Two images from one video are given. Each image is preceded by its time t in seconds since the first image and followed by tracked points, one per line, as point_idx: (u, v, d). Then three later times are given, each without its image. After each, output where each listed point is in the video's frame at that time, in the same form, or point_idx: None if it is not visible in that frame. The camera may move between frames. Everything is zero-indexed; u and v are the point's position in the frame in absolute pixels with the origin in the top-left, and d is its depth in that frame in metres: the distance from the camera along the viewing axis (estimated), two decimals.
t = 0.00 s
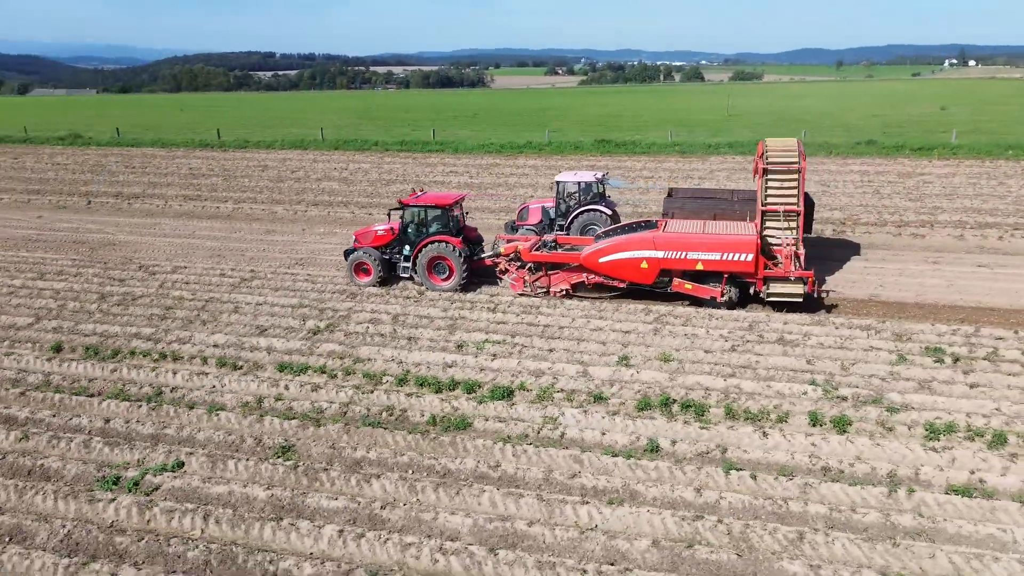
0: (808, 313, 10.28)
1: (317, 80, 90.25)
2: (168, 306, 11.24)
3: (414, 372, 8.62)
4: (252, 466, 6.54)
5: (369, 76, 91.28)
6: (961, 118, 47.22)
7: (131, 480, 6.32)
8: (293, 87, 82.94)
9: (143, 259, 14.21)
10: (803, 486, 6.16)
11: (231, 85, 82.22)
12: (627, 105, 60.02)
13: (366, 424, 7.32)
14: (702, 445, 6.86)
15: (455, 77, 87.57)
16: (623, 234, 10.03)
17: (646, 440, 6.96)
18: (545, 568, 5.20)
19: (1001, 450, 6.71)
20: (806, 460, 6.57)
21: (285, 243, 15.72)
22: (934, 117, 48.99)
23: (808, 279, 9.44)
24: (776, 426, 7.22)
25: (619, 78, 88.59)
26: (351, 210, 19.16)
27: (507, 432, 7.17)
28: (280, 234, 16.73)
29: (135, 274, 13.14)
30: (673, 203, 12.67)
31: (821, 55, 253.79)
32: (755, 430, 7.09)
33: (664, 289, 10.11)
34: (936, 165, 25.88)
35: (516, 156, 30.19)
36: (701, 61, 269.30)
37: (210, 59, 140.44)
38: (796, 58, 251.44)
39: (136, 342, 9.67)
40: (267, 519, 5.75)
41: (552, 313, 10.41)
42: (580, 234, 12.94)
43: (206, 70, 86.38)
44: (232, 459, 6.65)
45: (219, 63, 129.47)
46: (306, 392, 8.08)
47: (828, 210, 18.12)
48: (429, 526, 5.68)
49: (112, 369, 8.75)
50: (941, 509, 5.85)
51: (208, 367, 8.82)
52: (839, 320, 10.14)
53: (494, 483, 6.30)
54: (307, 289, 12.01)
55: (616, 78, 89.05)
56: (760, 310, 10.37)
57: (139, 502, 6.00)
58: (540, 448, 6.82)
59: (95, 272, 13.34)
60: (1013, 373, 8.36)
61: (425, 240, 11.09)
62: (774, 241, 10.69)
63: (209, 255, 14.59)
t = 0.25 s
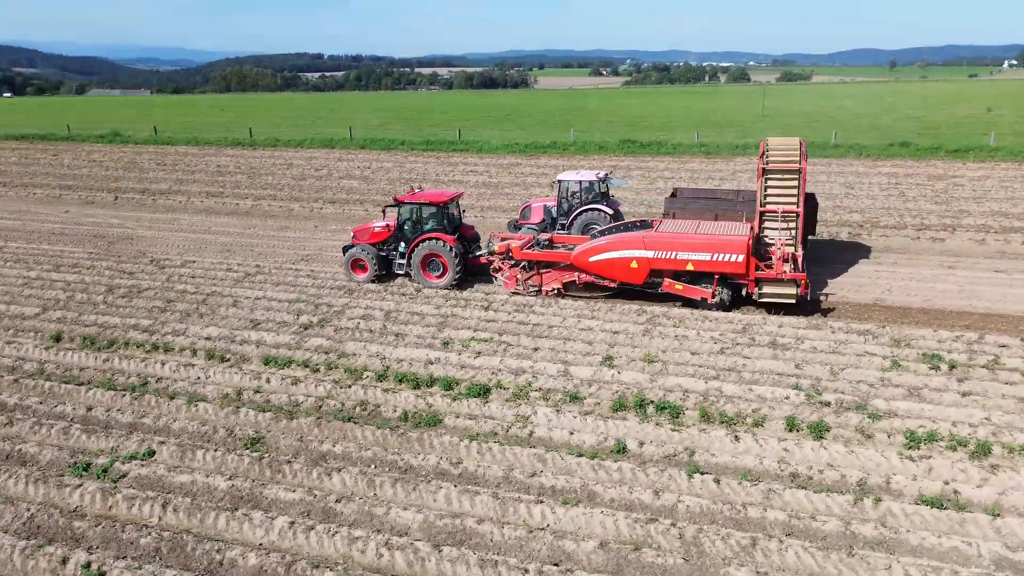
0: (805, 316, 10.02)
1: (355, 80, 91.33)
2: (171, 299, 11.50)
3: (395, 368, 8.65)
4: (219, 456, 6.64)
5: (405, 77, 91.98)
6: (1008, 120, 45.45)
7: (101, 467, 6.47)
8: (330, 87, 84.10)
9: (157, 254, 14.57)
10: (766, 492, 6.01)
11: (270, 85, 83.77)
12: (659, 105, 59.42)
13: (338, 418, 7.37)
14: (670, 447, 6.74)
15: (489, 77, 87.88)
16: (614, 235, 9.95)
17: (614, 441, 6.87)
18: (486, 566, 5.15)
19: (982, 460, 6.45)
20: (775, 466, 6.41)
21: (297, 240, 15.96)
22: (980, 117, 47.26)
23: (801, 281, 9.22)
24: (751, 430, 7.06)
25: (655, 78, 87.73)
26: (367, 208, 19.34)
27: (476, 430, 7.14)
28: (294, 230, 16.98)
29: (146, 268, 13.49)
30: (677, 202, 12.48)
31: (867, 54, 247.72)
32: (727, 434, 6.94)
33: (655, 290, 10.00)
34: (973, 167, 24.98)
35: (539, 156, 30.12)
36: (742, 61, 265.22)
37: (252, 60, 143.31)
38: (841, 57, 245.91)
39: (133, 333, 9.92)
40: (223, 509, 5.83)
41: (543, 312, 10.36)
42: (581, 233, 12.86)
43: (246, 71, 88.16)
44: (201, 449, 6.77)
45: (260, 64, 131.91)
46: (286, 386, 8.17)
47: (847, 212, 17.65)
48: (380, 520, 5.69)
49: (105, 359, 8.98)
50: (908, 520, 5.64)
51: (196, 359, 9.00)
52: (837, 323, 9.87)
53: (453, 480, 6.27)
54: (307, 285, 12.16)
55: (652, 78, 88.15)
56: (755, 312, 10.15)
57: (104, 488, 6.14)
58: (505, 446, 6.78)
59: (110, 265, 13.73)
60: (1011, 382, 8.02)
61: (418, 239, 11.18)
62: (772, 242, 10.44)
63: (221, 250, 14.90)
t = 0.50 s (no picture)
0: (800, 319, 9.78)
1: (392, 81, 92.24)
2: (175, 292, 11.77)
3: (377, 364, 8.70)
4: (188, 446, 6.76)
5: (441, 78, 92.49)
6: None
7: (74, 453, 6.64)
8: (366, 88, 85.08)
9: (171, 249, 14.93)
10: (726, 496, 5.88)
11: (309, 85, 85.13)
12: (692, 105, 58.68)
13: (311, 411, 7.44)
14: (636, 449, 6.64)
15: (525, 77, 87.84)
16: (604, 234, 9.88)
17: (580, 442, 6.79)
18: (427, 562, 5.14)
19: (959, 471, 6.21)
20: (740, 471, 6.26)
21: (308, 236, 16.17)
22: None
23: (791, 283, 9.02)
24: (723, 434, 6.91)
25: (692, 78, 86.66)
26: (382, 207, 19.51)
27: (445, 426, 7.13)
28: (307, 227, 17.22)
29: (157, 262, 13.84)
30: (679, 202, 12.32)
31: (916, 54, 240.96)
32: (696, 436, 6.81)
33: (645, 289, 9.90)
34: (1011, 170, 24.04)
35: (564, 156, 30.00)
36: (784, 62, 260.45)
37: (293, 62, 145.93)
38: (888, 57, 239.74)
39: (132, 325, 10.17)
40: (182, 497, 5.93)
41: (534, 311, 10.32)
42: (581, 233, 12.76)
43: (286, 71, 89.79)
44: (173, 438, 6.90)
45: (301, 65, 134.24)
46: (267, 379, 8.28)
47: (867, 214, 17.16)
48: (332, 513, 5.71)
49: (100, 349, 9.23)
50: (868, 529, 5.46)
51: (186, 351, 9.17)
52: (833, 328, 9.60)
53: (411, 475, 6.27)
54: (308, 281, 12.31)
55: (689, 79, 87.07)
56: (750, 314, 9.94)
57: (73, 473, 6.30)
58: (470, 443, 6.75)
59: (123, 259, 14.11)
60: (1006, 392, 7.70)
61: (413, 237, 11.24)
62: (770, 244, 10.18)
63: (233, 246, 15.20)
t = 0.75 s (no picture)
0: (794, 323, 9.55)
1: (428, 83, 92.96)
2: (179, 286, 12.03)
3: (360, 360, 8.76)
4: (160, 436, 6.90)
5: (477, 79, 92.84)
6: None
7: (50, 439, 6.83)
8: (401, 89, 85.86)
9: (184, 245, 15.26)
10: (682, 500, 5.77)
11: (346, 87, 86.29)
12: (726, 106, 57.81)
13: (285, 405, 7.53)
14: (600, 450, 6.56)
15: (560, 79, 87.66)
16: (592, 233, 9.82)
17: (545, 441, 6.73)
18: (368, 556, 5.14)
19: (931, 483, 5.98)
20: (702, 475, 6.14)
21: (320, 233, 16.38)
22: None
23: (780, 285, 8.85)
24: (692, 437, 6.79)
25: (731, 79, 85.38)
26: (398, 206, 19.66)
27: (413, 423, 7.14)
28: (321, 225, 17.44)
29: (169, 257, 14.17)
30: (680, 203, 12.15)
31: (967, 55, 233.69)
32: (663, 439, 6.70)
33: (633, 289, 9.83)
34: None
35: (587, 156, 29.84)
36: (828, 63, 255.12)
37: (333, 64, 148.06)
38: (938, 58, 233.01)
39: (131, 317, 10.42)
40: (143, 485, 6.04)
41: (524, 311, 10.27)
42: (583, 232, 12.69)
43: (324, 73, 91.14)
44: (147, 427, 7.05)
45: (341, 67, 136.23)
46: (249, 372, 8.40)
47: (887, 218, 16.68)
48: (285, 505, 5.76)
49: (96, 340, 9.48)
50: (824, 539, 5.30)
51: (176, 344, 9.36)
52: (827, 332, 9.35)
53: (371, 469, 6.29)
54: (309, 277, 12.47)
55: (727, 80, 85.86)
56: (742, 317, 9.75)
57: (45, 459, 6.48)
58: (434, 440, 6.75)
59: (137, 254, 14.49)
60: (998, 402, 7.39)
61: (408, 234, 11.32)
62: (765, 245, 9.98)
63: (244, 242, 15.48)
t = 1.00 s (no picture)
0: (785, 328, 9.32)
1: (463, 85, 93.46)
2: (184, 282, 12.30)
3: (343, 356, 8.82)
4: (134, 425, 7.04)
5: (512, 82, 93.05)
6: None
7: (30, 427, 7.03)
8: (436, 90, 86.39)
9: (199, 242, 15.61)
10: (636, 503, 5.68)
11: (382, 89, 87.23)
12: (761, 108, 56.80)
13: (261, 398, 7.62)
14: (564, 451, 6.50)
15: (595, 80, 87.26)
16: (582, 232, 9.79)
17: (510, 440, 6.69)
18: (310, 549, 5.16)
19: (898, 493, 5.78)
20: (662, 479, 6.02)
21: (331, 231, 16.56)
22: None
23: (767, 288, 8.67)
24: (659, 441, 6.67)
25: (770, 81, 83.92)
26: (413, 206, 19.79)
27: (382, 419, 7.17)
28: (334, 223, 17.64)
29: (182, 253, 14.51)
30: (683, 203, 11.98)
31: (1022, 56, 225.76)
32: (629, 442, 6.61)
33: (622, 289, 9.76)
34: None
35: (612, 158, 29.61)
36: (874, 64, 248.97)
37: (372, 66, 149.78)
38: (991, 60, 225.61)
39: (133, 311, 10.69)
40: (109, 473, 6.18)
41: (514, 312, 10.24)
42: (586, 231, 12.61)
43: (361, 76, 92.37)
44: (124, 417, 7.20)
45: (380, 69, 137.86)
46: (233, 367, 8.53)
47: (908, 222, 16.17)
48: (241, 496, 5.83)
49: (94, 332, 9.75)
50: (775, 547, 5.17)
51: (169, 337, 9.57)
52: (819, 337, 9.10)
53: (331, 464, 6.33)
54: (312, 274, 12.63)
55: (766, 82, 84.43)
56: (733, 321, 9.55)
57: (21, 446, 6.68)
58: (399, 436, 6.76)
59: (152, 249, 14.85)
60: (986, 411, 7.09)
61: (404, 232, 11.45)
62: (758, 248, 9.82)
63: (257, 240, 15.76)
